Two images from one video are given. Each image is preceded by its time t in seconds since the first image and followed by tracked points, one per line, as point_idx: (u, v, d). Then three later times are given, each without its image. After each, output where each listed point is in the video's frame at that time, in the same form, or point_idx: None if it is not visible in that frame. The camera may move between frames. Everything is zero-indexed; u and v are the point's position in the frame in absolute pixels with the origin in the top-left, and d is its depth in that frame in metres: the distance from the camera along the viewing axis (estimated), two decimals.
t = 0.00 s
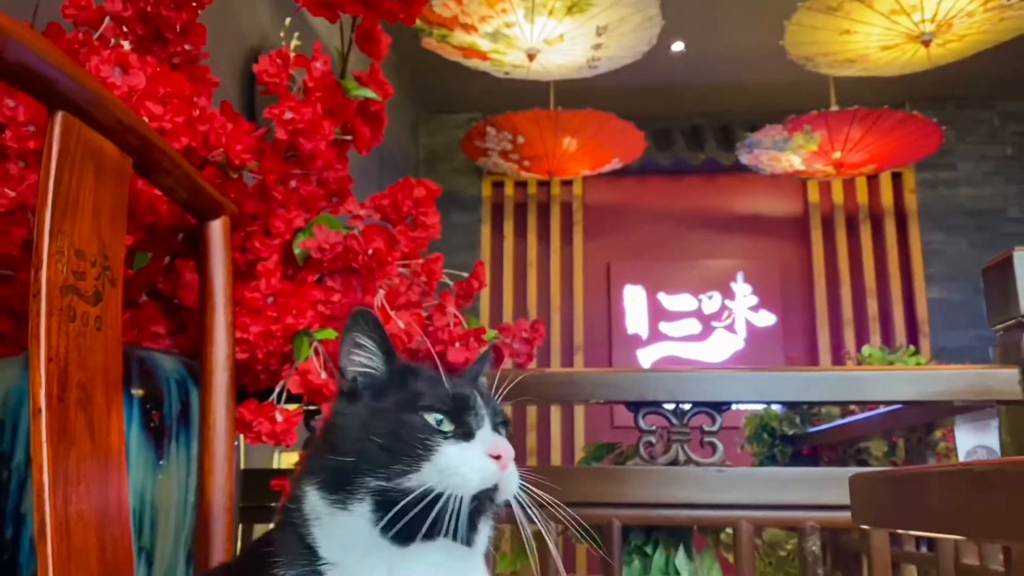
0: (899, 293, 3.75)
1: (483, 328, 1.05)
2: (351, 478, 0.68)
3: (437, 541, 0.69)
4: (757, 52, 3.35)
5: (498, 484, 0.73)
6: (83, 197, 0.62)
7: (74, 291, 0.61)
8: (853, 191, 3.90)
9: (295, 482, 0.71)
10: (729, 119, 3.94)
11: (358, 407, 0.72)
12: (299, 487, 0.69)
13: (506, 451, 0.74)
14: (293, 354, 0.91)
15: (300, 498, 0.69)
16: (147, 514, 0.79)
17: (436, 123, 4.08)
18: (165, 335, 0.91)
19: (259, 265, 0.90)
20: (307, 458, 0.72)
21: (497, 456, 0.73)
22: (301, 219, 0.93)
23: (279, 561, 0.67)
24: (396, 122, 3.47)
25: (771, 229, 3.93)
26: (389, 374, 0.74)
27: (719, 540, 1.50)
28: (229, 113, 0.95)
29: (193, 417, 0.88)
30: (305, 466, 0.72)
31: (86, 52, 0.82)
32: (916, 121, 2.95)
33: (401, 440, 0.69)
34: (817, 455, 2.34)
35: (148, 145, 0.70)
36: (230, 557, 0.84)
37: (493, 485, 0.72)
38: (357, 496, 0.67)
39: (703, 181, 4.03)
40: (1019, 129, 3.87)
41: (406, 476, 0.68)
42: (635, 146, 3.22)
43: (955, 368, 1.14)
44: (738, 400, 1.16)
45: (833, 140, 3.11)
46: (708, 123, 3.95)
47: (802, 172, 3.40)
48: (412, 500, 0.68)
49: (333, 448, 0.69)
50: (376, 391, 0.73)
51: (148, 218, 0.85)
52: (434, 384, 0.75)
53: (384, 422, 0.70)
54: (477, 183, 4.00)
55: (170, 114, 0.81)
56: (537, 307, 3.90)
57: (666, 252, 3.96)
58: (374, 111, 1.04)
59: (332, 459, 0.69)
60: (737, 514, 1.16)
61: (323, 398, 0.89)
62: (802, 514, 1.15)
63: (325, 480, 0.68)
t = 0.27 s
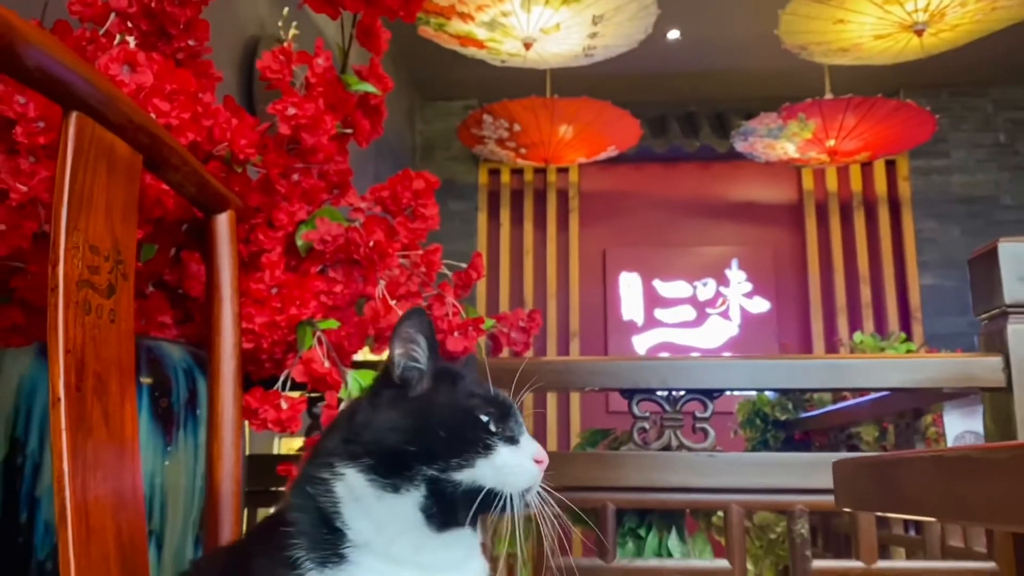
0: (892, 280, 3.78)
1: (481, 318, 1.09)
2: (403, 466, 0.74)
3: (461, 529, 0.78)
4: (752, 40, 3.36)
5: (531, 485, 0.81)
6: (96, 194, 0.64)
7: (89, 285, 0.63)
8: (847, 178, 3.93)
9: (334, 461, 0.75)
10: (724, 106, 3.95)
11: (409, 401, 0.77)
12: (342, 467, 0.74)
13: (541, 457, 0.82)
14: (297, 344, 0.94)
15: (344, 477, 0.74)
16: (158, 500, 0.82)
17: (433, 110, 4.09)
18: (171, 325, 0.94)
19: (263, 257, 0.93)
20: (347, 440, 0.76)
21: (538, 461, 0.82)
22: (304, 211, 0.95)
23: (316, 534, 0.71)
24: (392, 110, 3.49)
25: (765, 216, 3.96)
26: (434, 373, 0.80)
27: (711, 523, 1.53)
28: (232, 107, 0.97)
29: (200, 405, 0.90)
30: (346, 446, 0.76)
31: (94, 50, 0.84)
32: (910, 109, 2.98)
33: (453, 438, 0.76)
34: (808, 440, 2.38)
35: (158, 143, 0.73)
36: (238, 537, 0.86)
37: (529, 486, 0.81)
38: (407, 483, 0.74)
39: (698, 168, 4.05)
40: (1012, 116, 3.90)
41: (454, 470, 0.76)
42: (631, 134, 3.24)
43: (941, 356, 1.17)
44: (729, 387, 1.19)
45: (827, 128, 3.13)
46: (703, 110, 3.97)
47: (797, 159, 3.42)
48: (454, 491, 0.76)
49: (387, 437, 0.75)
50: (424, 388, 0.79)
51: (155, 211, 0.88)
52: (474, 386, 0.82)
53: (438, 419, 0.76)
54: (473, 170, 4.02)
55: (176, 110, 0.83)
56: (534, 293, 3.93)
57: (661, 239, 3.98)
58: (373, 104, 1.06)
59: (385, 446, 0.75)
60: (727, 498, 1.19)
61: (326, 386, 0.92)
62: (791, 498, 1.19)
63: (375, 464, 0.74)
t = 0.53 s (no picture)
0: (884, 268, 3.81)
1: (478, 304, 1.12)
2: (434, 445, 0.79)
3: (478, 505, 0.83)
4: (747, 30, 3.37)
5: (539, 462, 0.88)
6: (103, 181, 0.66)
7: (97, 271, 0.65)
8: (840, 168, 3.95)
9: (364, 436, 0.78)
10: (719, 96, 3.97)
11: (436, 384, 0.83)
12: (373, 442, 0.78)
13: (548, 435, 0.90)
14: (297, 329, 0.97)
15: (376, 452, 0.77)
16: (164, 481, 0.85)
17: (428, 100, 4.10)
18: (173, 311, 0.96)
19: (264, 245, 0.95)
20: (375, 418, 0.80)
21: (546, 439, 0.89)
22: (303, 200, 0.97)
23: (344, 502, 0.73)
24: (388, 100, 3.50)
25: (758, 205, 3.99)
26: (454, 359, 0.86)
27: (702, 505, 1.56)
28: (232, 98, 0.98)
29: (201, 389, 0.93)
30: (375, 423, 0.79)
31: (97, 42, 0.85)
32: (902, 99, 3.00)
33: (478, 420, 0.82)
34: (800, 426, 2.41)
35: (162, 132, 0.74)
36: (241, 511, 0.88)
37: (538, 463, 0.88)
38: (436, 460, 0.79)
39: (693, 157, 4.07)
40: (1004, 106, 3.93)
41: (477, 449, 0.82)
42: (626, 123, 3.26)
43: (928, 341, 1.19)
44: (719, 373, 1.21)
45: (820, 118, 3.15)
46: (698, 100, 3.98)
47: (790, 149, 3.44)
48: (476, 469, 0.82)
49: (419, 417, 0.80)
50: (448, 372, 0.84)
51: (159, 199, 0.89)
52: (490, 372, 0.88)
53: (465, 401, 0.82)
54: (469, 160, 4.03)
55: (179, 101, 0.84)
56: (529, 282, 3.95)
57: (656, 228, 4.01)
58: (371, 94, 1.07)
59: (417, 425, 0.79)
60: (718, 480, 1.21)
61: (326, 370, 0.95)
62: (780, 479, 1.21)
63: (406, 441, 0.79)
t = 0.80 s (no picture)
0: (875, 258, 3.84)
1: (473, 293, 1.14)
2: (444, 431, 0.83)
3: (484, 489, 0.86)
4: (739, 21, 3.39)
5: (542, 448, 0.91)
6: (106, 171, 0.67)
7: (100, 259, 0.66)
8: (832, 158, 3.97)
9: (378, 422, 0.81)
10: (711, 87, 3.99)
11: (447, 374, 0.86)
12: (388, 428, 0.80)
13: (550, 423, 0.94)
14: (295, 318, 0.99)
15: (391, 437, 0.80)
16: (166, 466, 0.87)
17: (422, 91, 4.10)
18: (172, 300, 0.97)
19: (261, 234, 0.96)
20: (388, 405, 0.83)
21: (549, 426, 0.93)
22: (300, 189, 0.99)
23: (360, 484, 0.75)
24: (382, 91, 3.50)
25: (751, 195, 4.01)
26: (462, 350, 0.89)
27: (694, 490, 1.58)
28: (230, 89, 1.00)
29: (200, 376, 0.94)
30: (389, 410, 0.82)
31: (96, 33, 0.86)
32: (894, 89, 3.02)
33: (486, 408, 0.86)
34: (791, 413, 2.44)
35: (163, 123, 0.76)
36: (241, 495, 0.90)
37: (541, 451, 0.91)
38: (447, 446, 0.82)
39: (686, 148, 4.09)
40: (994, 96, 3.96)
41: (484, 436, 0.85)
42: (619, 114, 3.27)
43: (916, 328, 1.21)
44: (711, 359, 1.23)
45: (812, 108, 3.17)
46: (691, 90, 4.00)
47: (782, 139, 3.46)
48: (483, 455, 0.85)
49: (432, 405, 0.83)
50: (457, 362, 0.88)
51: (159, 189, 0.91)
52: (496, 361, 0.91)
53: (475, 391, 0.86)
54: (462, 150, 4.04)
55: (178, 93, 0.86)
56: (523, 273, 3.96)
57: (649, 219, 4.03)
58: (367, 85, 1.08)
59: (429, 413, 0.83)
60: (709, 465, 1.23)
61: (323, 358, 0.97)
62: (769, 464, 1.23)
63: (418, 427, 0.82)
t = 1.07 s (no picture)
0: (864, 249, 3.87)
1: (465, 288, 1.16)
2: (490, 442, 0.94)
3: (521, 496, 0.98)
4: (730, 14, 3.40)
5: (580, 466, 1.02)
6: (106, 171, 0.69)
7: (101, 258, 0.68)
8: (822, 151, 4.00)
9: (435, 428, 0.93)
10: (702, 80, 4.01)
11: (499, 388, 0.98)
12: (443, 434, 0.92)
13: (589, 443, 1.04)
14: (291, 313, 1.01)
15: (444, 442, 0.92)
16: (166, 459, 0.89)
17: (414, 84, 4.11)
18: (170, 296, 0.99)
19: (258, 232, 0.98)
20: (446, 411, 0.95)
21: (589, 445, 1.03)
22: (295, 187, 1.00)
23: (415, 482, 0.87)
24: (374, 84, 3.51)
25: (741, 187, 4.03)
26: (511, 367, 1.00)
27: (682, 480, 1.61)
28: (225, 87, 1.01)
29: (199, 370, 0.96)
30: (445, 417, 0.94)
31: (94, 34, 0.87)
32: (883, 83, 3.04)
33: (530, 424, 0.97)
34: (780, 404, 2.48)
35: (161, 124, 0.77)
36: (239, 493, 0.92)
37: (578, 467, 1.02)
38: (494, 455, 0.94)
39: (677, 141, 4.11)
40: (982, 89, 4.00)
41: (525, 449, 0.97)
42: (610, 107, 3.29)
43: (900, 322, 1.24)
44: (699, 352, 1.25)
45: (801, 101, 3.19)
46: (682, 83, 4.02)
47: (772, 132, 3.48)
48: (523, 467, 0.97)
49: (483, 416, 0.94)
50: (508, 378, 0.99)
51: (155, 188, 0.92)
52: (541, 381, 1.02)
53: (521, 408, 0.97)
54: (454, 143, 4.05)
55: (174, 93, 0.87)
56: (515, 265, 3.98)
57: (640, 211, 4.05)
58: (360, 84, 1.10)
59: (480, 423, 0.94)
60: (697, 456, 1.26)
61: (319, 353, 0.98)
62: (756, 454, 1.25)
63: (468, 436, 0.93)
